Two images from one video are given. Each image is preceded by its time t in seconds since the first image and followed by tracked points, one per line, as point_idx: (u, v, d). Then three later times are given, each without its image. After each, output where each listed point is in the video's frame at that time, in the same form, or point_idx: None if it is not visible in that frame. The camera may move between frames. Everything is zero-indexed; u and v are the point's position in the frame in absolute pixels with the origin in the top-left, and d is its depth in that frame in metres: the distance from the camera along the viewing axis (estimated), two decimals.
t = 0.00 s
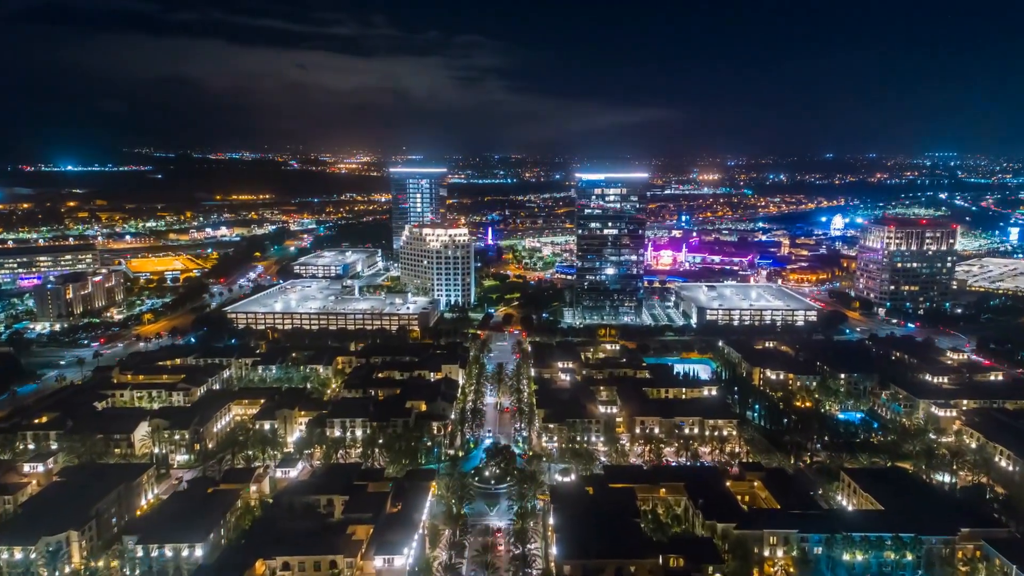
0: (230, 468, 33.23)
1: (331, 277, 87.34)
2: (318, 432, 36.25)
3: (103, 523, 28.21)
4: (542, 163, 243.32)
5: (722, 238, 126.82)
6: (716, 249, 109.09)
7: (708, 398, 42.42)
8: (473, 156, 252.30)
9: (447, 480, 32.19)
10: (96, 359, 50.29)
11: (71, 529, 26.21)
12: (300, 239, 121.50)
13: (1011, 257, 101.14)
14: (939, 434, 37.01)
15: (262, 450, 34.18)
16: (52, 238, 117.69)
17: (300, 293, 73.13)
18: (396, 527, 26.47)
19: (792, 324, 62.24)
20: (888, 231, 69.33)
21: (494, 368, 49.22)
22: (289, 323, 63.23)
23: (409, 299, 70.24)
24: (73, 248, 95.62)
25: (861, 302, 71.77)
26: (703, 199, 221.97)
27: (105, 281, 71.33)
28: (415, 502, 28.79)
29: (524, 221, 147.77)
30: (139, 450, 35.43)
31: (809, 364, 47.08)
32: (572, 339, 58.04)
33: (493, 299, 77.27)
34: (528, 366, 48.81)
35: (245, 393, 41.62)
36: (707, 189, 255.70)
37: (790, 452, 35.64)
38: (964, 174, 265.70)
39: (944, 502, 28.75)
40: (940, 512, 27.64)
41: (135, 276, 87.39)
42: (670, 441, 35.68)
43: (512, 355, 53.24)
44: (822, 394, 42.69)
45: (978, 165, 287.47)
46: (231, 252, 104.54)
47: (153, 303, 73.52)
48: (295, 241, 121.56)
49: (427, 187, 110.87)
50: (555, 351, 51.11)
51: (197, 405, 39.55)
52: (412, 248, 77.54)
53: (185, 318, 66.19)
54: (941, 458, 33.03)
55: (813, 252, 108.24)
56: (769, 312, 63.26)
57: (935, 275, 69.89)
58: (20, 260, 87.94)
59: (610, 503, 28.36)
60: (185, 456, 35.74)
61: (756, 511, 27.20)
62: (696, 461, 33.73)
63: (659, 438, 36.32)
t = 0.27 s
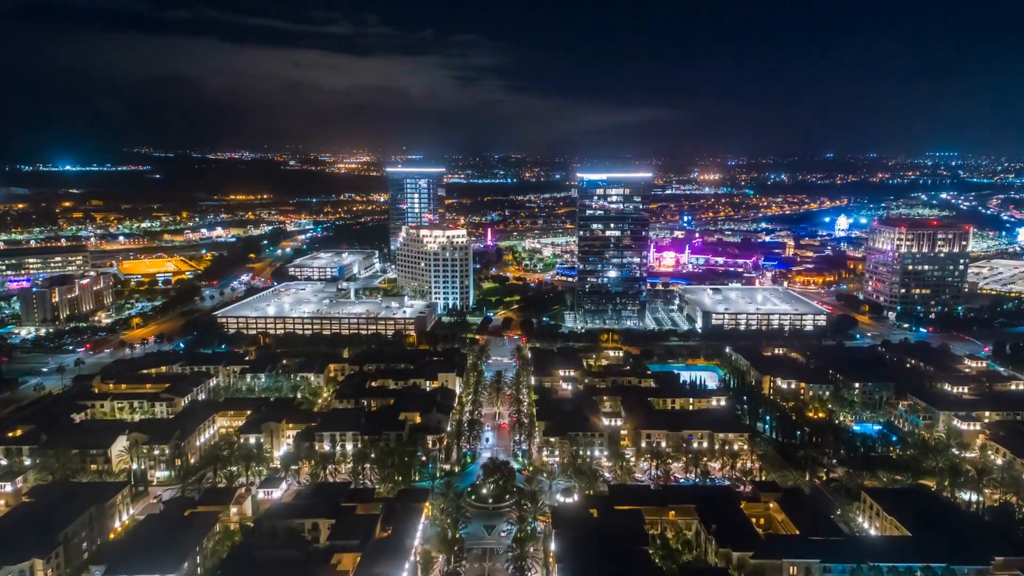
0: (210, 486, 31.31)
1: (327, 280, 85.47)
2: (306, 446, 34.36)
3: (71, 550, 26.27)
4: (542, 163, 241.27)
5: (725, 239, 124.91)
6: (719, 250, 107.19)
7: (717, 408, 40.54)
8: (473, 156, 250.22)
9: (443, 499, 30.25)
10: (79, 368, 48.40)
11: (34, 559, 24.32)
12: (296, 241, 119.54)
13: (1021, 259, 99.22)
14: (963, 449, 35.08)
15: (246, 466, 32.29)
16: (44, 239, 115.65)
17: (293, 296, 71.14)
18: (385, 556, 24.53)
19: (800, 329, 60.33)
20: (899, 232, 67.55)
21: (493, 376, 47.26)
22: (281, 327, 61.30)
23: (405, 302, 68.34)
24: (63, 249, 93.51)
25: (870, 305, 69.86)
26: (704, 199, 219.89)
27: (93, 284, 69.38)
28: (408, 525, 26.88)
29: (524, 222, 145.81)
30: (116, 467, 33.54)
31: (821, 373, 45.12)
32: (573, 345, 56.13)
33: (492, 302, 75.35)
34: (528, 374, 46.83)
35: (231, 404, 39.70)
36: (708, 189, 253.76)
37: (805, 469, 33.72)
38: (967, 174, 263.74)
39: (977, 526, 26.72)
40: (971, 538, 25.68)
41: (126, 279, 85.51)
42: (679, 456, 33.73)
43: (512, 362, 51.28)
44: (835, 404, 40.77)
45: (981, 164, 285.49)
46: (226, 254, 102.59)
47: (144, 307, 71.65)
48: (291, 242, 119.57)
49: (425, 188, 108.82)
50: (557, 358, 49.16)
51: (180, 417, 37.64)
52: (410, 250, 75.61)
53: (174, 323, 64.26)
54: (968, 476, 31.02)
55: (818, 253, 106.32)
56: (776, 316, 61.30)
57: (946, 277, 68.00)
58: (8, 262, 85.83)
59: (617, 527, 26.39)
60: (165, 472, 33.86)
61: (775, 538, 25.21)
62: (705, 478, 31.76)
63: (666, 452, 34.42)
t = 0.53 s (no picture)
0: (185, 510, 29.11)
1: (321, 282, 83.26)
2: (290, 466, 32.16)
3: None
4: (543, 162, 239.05)
5: (728, 240, 122.71)
6: (723, 252, 104.95)
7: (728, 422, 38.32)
8: (472, 155, 247.88)
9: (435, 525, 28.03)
10: (58, 377, 46.24)
11: None
12: (291, 242, 117.27)
13: None
14: (993, 469, 32.80)
15: (225, 487, 30.10)
16: (34, 240, 113.20)
17: (286, 300, 68.90)
18: None
19: (811, 335, 58.07)
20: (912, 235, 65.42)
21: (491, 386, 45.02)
22: (272, 333, 59.05)
23: (401, 306, 66.08)
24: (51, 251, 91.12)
25: (882, 309, 67.65)
26: (706, 199, 217.63)
27: (79, 288, 67.13)
28: (396, 556, 24.65)
29: (524, 223, 143.57)
30: (86, 487, 31.38)
31: (836, 383, 42.81)
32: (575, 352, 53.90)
33: (491, 306, 73.13)
34: (528, 384, 44.53)
35: (212, 417, 37.50)
36: (710, 189, 251.44)
37: (824, 490, 31.51)
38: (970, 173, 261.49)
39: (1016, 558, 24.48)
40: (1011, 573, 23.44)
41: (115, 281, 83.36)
42: (689, 476, 31.49)
43: (511, 371, 49.03)
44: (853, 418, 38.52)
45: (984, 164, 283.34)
46: (219, 255, 100.34)
47: (131, 311, 69.45)
48: (286, 243, 117.31)
49: (423, 188, 106.50)
50: (558, 366, 46.90)
51: (158, 432, 35.48)
52: (406, 252, 73.37)
53: (161, 328, 62.06)
54: (1001, 499, 28.78)
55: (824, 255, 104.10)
56: (786, 322, 59.05)
57: (961, 281, 65.78)
58: None
59: (624, 558, 24.16)
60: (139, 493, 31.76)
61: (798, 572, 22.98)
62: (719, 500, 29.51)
63: (676, 471, 32.21)
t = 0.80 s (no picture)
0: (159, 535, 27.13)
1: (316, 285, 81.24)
2: (274, 490, 30.21)
3: None
4: (543, 161, 236.53)
5: (732, 241, 120.62)
6: (727, 253, 102.95)
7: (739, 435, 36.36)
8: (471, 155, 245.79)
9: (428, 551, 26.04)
10: (37, 386, 44.38)
11: None
12: (287, 243, 115.25)
13: None
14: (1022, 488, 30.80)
15: (203, 509, 28.13)
16: (25, 242, 110.99)
17: (278, 303, 66.88)
18: None
19: (820, 340, 56.12)
20: (924, 237, 63.58)
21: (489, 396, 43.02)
22: (263, 338, 57.04)
23: (397, 310, 64.08)
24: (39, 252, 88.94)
25: (893, 314, 65.71)
26: (707, 200, 215.64)
27: (65, 291, 65.12)
28: None
29: (524, 223, 141.55)
30: (57, 508, 29.45)
31: (850, 393, 40.85)
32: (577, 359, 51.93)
33: (490, 310, 71.17)
34: (528, 395, 42.49)
35: (195, 431, 35.53)
36: (711, 189, 249.34)
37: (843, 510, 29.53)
38: (975, 173, 259.31)
39: None
40: None
41: (105, 284, 81.24)
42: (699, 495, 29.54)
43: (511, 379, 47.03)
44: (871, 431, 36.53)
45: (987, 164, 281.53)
46: (212, 257, 98.26)
47: (120, 315, 67.48)
48: (282, 244, 115.24)
49: (421, 188, 104.41)
50: (560, 375, 44.91)
51: (137, 447, 33.56)
52: (402, 254, 71.39)
53: (149, 333, 60.13)
54: None
55: (830, 257, 102.14)
56: (794, 327, 57.08)
57: (975, 285, 63.83)
58: None
59: None
60: (112, 514, 29.83)
61: None
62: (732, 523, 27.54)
63: (685, 490, 30.26)
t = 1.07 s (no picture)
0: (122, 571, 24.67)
1: (310, 288, 78.90)
2: (252, 519, 27.71)
3: None
4: (543, 161, 234.28)
5: (735, 242, 118.32)
6: (731, 255, 100.71)
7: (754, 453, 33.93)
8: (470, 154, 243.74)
9: None
10: (10, 399, 42.18)
11: None
12: (282, 244, 113.06)
13: None
14: None
15: (171, 541, 25.63)
16: (15, 242, 108.98)
17: (269, 308, 64.48)
18: None
19: (833, 348, 53.77)
20: (938, 239, 61.57)
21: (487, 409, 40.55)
22: (251, 346, 54.66)
23: (392, 316, 61.71)
24: (27, 254, 86.73)
25: (907, 319, 63.41)
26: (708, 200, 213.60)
27: (48, 295, 62.88)
28: None
29: (524, 224, 139.32)
30: (16, 538, 27.02)
31: (871, 408, 38.43)
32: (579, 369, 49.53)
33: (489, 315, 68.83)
34: (527, 408, 40.06)
35: (171, 451, 33.09)
36: (712, 189, 247.29)
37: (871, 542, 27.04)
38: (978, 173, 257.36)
39: None
40: None
41: (92, 288, 78.99)
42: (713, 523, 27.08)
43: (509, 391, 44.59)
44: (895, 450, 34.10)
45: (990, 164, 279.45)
46: (205, 258, 96.09)
47: (106, 320, 65.27)
48: (277, 245, 113.04)
49: (418, 188, 102.00)
50: (561, 386, 42.51)
51: (108, 468, 31.15)
52: (398, 257, 69.02)
53: (134, 339, 57.90)
54: None
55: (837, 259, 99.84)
56: (805, 333, 54.74)
57: (993, 289, 61.42)
58: None
59: None
60: (76, 544, 27.36)
61: None
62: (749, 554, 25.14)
63: (698, 517, 27.83)
